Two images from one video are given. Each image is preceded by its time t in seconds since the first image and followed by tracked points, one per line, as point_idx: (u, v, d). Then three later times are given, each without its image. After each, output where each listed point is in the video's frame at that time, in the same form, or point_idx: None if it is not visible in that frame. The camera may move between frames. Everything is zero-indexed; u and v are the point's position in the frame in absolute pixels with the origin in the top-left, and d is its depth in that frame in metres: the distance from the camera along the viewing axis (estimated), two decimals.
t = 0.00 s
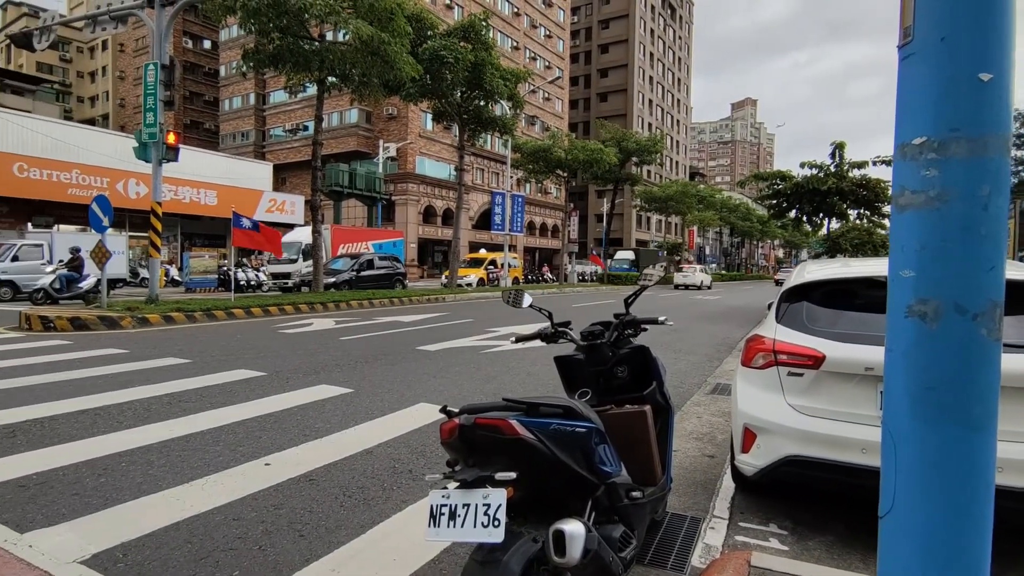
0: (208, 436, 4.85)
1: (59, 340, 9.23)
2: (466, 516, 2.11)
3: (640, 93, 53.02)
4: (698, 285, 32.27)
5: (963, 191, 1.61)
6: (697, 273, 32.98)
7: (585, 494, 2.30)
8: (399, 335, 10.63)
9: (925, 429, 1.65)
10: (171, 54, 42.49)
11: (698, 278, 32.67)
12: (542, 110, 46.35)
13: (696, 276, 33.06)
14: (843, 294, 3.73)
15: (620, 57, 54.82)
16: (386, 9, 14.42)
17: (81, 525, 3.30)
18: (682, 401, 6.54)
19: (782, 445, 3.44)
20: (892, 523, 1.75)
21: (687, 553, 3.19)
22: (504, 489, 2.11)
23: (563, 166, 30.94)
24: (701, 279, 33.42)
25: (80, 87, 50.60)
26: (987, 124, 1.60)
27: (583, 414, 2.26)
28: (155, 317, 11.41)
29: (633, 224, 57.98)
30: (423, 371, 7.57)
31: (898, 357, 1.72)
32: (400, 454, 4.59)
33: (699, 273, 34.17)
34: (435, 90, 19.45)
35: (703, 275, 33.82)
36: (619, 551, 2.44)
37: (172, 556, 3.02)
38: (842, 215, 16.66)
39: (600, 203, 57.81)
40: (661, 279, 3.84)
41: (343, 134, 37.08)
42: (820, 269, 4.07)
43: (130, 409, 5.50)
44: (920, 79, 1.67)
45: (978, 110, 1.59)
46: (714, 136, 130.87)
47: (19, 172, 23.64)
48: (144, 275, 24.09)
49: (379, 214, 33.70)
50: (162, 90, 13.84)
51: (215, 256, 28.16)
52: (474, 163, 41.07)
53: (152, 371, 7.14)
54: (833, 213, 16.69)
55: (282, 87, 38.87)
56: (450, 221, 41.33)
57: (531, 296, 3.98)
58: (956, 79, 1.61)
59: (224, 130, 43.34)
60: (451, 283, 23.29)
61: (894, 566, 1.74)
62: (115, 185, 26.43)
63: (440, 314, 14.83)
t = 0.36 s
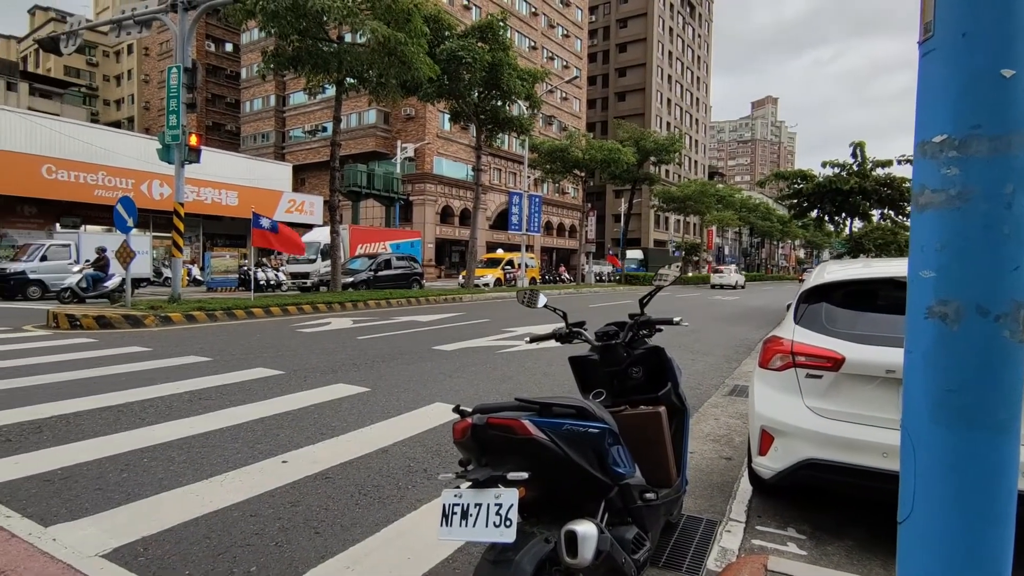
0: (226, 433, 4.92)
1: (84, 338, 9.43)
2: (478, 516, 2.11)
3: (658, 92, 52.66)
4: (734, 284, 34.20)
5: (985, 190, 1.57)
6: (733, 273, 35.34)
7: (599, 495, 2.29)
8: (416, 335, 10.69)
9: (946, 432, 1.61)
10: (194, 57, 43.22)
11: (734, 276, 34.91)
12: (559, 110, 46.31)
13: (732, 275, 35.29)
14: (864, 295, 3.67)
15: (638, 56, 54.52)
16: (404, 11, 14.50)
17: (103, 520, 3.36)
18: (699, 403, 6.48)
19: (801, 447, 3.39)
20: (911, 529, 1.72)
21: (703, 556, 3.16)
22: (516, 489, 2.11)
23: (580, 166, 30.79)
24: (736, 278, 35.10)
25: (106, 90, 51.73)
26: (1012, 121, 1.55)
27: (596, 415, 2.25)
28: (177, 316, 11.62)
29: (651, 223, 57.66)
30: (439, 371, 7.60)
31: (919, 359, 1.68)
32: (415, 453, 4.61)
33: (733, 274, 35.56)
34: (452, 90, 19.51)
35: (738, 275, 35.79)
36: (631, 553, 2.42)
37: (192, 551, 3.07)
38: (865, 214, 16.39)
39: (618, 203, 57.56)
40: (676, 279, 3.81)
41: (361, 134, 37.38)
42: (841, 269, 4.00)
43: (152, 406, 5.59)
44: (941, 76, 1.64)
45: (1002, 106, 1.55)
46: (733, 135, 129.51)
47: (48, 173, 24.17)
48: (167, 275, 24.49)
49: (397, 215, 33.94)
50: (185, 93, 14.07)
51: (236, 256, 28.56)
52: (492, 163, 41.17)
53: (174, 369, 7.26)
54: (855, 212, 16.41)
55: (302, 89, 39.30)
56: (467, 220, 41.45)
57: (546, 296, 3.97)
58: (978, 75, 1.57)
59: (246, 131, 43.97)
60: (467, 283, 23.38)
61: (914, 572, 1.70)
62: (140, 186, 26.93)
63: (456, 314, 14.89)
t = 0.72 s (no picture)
0: (239, 431, 4.96)
1: (101, 337, 9.57)
2: (486, 515, 2.11)
3: (671, 91, 52.34)
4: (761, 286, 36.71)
5: (1000, 188, 1.54)
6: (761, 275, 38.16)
7: (608, 494, 2.29)
8: (427, 334, 10.73)
9: (961, 435, 1.58)
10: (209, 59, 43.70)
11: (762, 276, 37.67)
12: (572, 109, 46.26)
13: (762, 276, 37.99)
14: (878, 296, 3.62)
15: (651, 55, 54.25)
16: (416, 11, 14.56)
17: (118, 516, 3.41)
18: (711, 404, 6.43)
19: (814, 449, 3.35)
20: (925, 530, 1.69)
21: (714, 557, 3.14)
22: (525, 488, 2.11)
23: (592, 166, 30.68)
24: (765, 278, 38.28)
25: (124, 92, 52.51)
26: None
27: (604, 414, 2.25)
28: (194, 315, 11.77)
29: (664, 223, 57.38)
30: (449, 370, 7.60)
31: (933, 360, 1.66)
32: (426, 452, 4.63)
33: (761, 276, 38.49)
34: (464, 90, 19.52)
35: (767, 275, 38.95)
36: (641, 554, 2.41)
37: (205, 547, 3.11)
38: (883, 214, 16.16)
39: (630, 203, 57.37)
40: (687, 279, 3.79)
41: (374, 134, 37.55)
42: (855, 268, 3.95)
43: (167, 404, 5.66)
44: (956, 71, 1.60)
45: (1020, 101, 1.51)
46: (747, 134, 128.47)
47: (66, 174, 24.54)
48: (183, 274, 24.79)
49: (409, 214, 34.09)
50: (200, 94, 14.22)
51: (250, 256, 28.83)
52: (504, 163, 41.24)
53: (188, 367, 7.34)
54: (872, 211, 16.20)
55: (315, 90, 39.57)
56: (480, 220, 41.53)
57: (557, 296, 3.96)
58: (996, 68, 1.54)
59: (260, 132, 44.37)
60: (479, 282, 23.45)
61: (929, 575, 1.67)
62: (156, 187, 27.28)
63: (468, 314, 14.93)
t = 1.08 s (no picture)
0: (251, 429, 5.00)
1: (118, 336, 9.70)
2: (494, 514, 2.11)
3: (683, 90, 52.08)
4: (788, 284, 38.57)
5: (1015, 185, 1.51)
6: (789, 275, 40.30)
7: (616, 494, 2.28)
8: (437, 334, 10.76)
9: (976, 439, 1.55)
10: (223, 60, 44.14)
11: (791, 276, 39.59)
12: (584, 109, 46.21)
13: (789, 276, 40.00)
14: (892, 296, 3.58)
15: (664, 54, 53.98)
16: (427, 12, 14.60)
17: (132, 512, 3.46)
18: (722, 404, 6.39)
19: (827, 450, 3.32)
20: (938, 533, 1.67)
21: (725, 559, 3.11)
22: (532, 488, 2.11)
23: (604, 165, 30.60)
24: (793, 278, 40.99)
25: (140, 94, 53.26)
26: None
27: (614, 414, 2.24)
28: (207, 314, 11.90)
29: (676, 223, 57.07)
30: (460, 370, 7.61)
31: (948, 360, 1.63)
32: (435, 451, 4.64)
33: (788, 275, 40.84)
34: (475, 90, 19.54)
35: (792, 275, 41.30)
36: (650, 554, 2.39)
37: (217, 543, 3.14)
38: (898, 213, 15.97)
39: (642, 202, 57.15)
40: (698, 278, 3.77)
41: (385, 135, 37.72)
42: (870, 268, 3.90)
43: (180, 402, 5.73)
44: (972, 65, 1.57)
45: None
46: (760, 132, 127.40)
47: (84, 175, 24.93)
48: (197, 274, 25.05)
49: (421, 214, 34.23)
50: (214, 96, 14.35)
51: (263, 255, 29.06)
52: (515, 162, 41.27)
53: (201, 366, 7.42)
54: (888, 210, 16.00)
55: (328, 90, 39.81)
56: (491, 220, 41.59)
57: (566, 296, 3.95)
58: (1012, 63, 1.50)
59: (273, 133, 44.75)
60: (491, 282, 23.52)
61: None
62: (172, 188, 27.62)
63: (479, 313, 14.97)
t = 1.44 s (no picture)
0: (261, 427, 5.04)
1: (130, 334, 9.79)
2: (501, 513, 2.11)
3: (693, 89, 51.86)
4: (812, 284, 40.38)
5: None
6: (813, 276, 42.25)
7: (623, 494, 2.27)
8: (446, 333, 10.78)
9: (989, 439, 1.53)
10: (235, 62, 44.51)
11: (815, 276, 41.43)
12: (593, 108, 46.17)
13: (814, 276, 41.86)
14: (905, 296, 3.54)
15: (673, 53, 53.77)
16: (437, 12, 14.64)
17: (145, 508, 3.50)
18: (731, 405, 6.35)
19: (837, 451, 3.29)
20: (949, 535, 1.65)
21: (733, 561, 3.09)
22: (538, 488, 2.10)
23: (613, 165, 30.51)
24: (817, 278, 42.77)
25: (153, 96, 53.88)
26: None
27: (621, 414, 2.23)
28: (218, 313, 12.00)
29: (686, 223, 56.80)
30: (468, 369, 7.62)
31: (959, 360, 1.61)
32: (444, 451, 4.65)
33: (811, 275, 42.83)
34: (485, 90, 19.54)
35: (815, 275, 43.27)
36: (657, 555, 2.38)
37: (227, 541, 3.17)
38: (912, 212, 15.79)
39: (652, 202, 56.92)
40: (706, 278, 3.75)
41: (395, 135, 37.85)
42: (882, 268, 3.86)
43: (192, 400, 5.78)
44: (982, 61, 1.56)
45: None
46: (772, 131, 126.50)
47: (98, 176, 25.21)
48: (209, 274, 25.22)
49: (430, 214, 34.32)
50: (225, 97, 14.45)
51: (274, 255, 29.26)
52: (524, 162, 41.30)
53: (212, 365, 7.48)
54: (902, 210, 15.80)
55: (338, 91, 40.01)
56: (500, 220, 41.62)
57: (574, 295, 3.94)
58: None
59: (284, 134, 45.05)
60: (500, 282, 23.56)
61: None
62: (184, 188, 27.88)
63: (488, 313, 15.00)
